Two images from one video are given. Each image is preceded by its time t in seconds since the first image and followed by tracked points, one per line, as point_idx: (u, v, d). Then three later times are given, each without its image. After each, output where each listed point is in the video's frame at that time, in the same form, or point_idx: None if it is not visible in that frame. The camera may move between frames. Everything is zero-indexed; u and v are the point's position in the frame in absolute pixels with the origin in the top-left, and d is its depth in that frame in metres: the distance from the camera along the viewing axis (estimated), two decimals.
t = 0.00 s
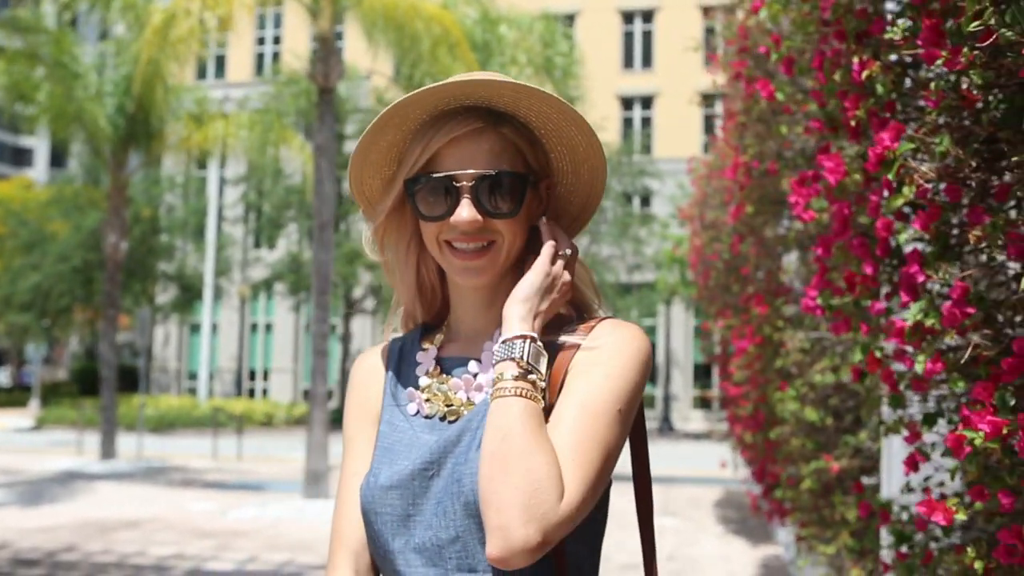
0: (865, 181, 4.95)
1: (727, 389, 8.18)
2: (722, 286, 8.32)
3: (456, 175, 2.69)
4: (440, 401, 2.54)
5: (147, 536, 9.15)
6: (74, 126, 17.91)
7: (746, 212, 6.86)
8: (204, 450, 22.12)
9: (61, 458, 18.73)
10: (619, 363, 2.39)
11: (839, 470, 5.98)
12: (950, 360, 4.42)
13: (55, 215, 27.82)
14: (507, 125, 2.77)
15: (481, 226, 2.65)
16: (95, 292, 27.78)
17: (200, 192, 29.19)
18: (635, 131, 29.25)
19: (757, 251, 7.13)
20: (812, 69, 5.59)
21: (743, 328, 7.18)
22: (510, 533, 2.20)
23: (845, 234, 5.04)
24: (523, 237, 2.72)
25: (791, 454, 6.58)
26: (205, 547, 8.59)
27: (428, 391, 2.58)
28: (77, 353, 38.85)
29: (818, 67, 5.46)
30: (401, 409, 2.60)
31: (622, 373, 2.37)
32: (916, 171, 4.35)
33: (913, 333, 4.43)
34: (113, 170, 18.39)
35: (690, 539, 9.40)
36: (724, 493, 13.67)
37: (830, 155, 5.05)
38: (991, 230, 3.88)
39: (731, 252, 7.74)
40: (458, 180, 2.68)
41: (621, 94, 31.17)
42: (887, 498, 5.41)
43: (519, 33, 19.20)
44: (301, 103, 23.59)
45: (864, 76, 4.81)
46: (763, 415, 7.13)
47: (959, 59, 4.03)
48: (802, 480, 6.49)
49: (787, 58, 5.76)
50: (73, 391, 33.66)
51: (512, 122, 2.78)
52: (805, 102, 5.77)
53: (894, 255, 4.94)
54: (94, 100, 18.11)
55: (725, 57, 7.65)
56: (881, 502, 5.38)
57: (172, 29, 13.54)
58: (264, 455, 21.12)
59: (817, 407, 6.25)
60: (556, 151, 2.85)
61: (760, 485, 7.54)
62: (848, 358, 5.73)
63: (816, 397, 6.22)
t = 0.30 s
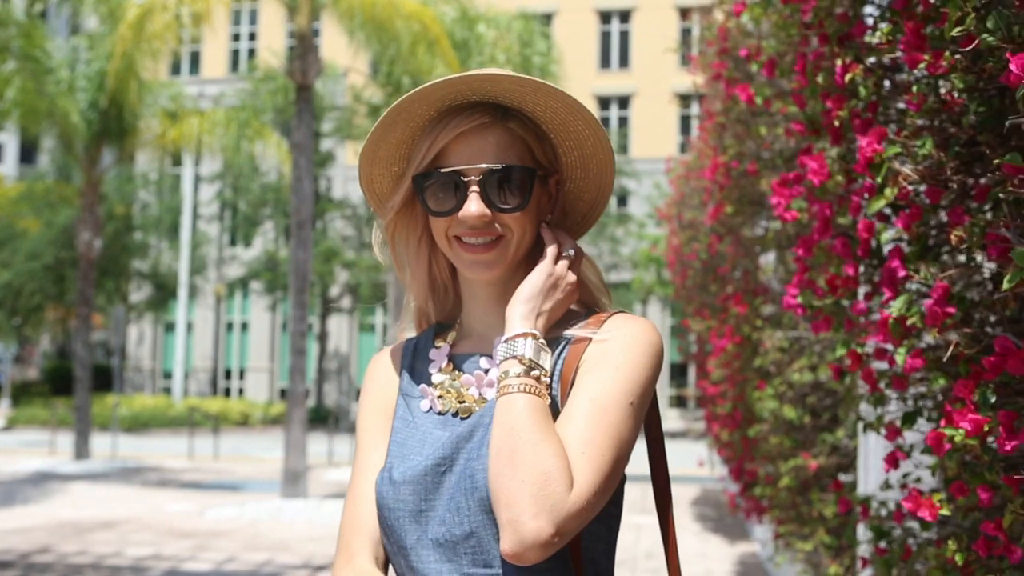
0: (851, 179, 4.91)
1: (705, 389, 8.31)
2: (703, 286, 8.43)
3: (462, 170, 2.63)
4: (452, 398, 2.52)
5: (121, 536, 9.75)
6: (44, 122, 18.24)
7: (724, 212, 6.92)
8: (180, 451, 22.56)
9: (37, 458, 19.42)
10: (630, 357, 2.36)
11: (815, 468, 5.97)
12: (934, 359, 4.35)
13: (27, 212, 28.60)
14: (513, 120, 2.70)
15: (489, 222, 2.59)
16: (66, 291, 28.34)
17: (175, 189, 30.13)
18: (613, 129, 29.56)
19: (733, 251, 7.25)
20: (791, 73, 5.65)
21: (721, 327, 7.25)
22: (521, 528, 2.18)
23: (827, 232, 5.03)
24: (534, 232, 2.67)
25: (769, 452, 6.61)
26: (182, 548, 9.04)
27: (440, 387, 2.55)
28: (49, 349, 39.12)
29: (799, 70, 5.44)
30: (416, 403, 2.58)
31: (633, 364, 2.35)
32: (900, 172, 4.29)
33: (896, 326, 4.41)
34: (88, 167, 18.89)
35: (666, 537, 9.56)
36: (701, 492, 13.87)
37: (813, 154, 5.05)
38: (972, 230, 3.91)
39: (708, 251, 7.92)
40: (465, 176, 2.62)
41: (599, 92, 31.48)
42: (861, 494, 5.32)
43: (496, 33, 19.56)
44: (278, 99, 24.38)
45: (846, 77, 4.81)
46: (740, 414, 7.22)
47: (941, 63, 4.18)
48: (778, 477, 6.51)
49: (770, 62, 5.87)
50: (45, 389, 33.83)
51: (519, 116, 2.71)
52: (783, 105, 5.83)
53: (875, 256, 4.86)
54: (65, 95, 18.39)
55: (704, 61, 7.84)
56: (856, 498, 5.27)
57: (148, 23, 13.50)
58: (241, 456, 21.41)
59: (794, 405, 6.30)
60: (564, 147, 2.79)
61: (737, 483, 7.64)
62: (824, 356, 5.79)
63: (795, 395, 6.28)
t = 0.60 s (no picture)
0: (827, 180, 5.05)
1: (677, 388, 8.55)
2: (675, 286, 8.65)
3: (479, 166, 2.60)
4: (476, 393, 2.50)
5: (91, 537, 10.38)
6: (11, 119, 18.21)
7: (697, 213, 7.10)
8: (148, 451, 22.72)
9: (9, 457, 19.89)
10: (652, 352, 2.38)
11: (789, 466, 6.11)
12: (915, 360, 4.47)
13: None
14: (529, 116, 2.69)
15: (507, 216, 2.57)
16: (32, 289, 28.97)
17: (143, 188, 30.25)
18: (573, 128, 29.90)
19: (704, 251, 7.46)
20: (768, 75, 5.83)
21: (693, 328, 7.44)
22: (562, 524, 2.15)
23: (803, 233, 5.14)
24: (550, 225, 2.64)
25: (741, 450, 6.77)
26: (154, 548, 9.66)
27: (463, 383, 2.54)
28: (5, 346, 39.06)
29: (774, 74, 5.67)
30: (440, 398, 2.56)
31: (658, 362, 2.36)
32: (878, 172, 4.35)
33: (874, 327, 4.45)
34: (54, 165, 18.81)
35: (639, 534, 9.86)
36: (671, 490, 14.24)
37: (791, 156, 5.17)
38: (946, 230, 3.91)
39: (679, 252, 8.18)
40: (481, 170, 2.59)
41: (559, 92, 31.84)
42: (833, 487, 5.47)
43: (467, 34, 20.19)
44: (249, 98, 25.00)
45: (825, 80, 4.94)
46: (711, 412, 7.41)
47: (917, 68, 4.21)
48: (750, 475, 6.66)
49: (745, 66, 6.08)
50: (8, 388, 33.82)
51: (533, 113, 2.70)
52: (756, 109, 6.04)
53: (850, 256, 4.96)
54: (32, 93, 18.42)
55: (680, 68, 8.11)
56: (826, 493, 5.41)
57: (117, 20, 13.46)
58: (212, 455, 21.67)
59: (767, 403, 6.44)
60: (579, 143, 2.78)
61: (709, 480, 7.86)
62: (797, 355, 5.95)
63: (766, 393, 6.43)
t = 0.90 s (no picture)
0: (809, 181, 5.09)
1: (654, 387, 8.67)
2: (651, 285, 8.76)
3: (489, 158, 2.63)
4: (498, 392, 2.54)
5: (71, 536, 10.39)
6: None
7: (674, 213, 7.20)
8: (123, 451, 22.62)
9: None
10: (675, 357, 2.46)
11: (766, 464, 6.21)
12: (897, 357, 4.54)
13: None
14: (542, 108, 2.71)
15: (517, 209, 2.59)
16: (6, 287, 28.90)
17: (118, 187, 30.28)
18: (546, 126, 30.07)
19: (680, 251, 7.56)
20: (747, 75, 5.95)
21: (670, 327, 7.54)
22: (604, 537, 2.19)
23: (785, 232, 5.21)
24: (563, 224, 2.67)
25: (719, 449, 6.87)
26: (132, 547, 9.74)
27: (483, 381, 2.58)
28: None
29: (756, 74, 5.74)
30: (459, 397, 2.61)
31: (681, 366, 2.45)
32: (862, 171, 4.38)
33: (856, 324, 4.44)
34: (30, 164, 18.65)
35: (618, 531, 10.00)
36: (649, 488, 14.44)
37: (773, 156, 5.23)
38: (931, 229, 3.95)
39: (654, 252, 8.30)
40: (493, 162, 2.62)
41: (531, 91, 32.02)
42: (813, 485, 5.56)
43: (443, 33, 20.43)
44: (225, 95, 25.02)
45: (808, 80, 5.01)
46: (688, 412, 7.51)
47: (902, 68, 4.27)
48: (727, 474, 6.77)
49: (726, 65, 6.19)
50: None
51: (547, 106, 2.72)
52: (736, 110, 6.20)
53: (832, 254, 5.04)
54: (6, 90, 18.29)
55: (659, 71, 8.24)
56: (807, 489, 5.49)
57: (91, 16, 13.64)
58: (189, 455, 21.54)
59: (745, 403, 6.54)
60: (595, 139, 2.79)
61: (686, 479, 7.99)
62: (775, 354, 6.07)
63: (744, 391, 6.53)
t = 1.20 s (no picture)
0: (786, 181, 5.21)
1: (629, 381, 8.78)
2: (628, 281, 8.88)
3: (498, 154, 2.63)
4: (518, 393, 2.51)
5: (43, 536, 10.31)
6: None
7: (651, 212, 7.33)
8: (95, 450, 22.48)
9: None
10: (702, 363, 2.44)
11: (740, 460, 6.34)
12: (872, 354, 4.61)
13: None
14: (553, 104, 2.70)
15: (524, 205, 2.58)
16: None
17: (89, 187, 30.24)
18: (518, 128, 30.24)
19: (654, 250, 7.70)
20: (726, 76, 6.14)
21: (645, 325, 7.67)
22: (647, 556, 2.17)
23: (761, 233, 5.31)
24: (580, 225, 2.65)
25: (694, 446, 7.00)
26: (105, 547, 9.71)
27: (503, 382, 2.55)
28: None
29: (734, 76, 5.88)
30: (477, 396, 2.58)
31: (706, 377, 2.43)
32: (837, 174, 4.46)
33: (835, 323, 4.55)
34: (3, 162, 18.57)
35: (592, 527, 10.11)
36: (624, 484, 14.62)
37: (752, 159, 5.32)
38: (906, 229, 4.01)
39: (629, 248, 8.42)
40: (502, 159, 2.61)
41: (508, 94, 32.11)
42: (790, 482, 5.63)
43: (418, 34, 20.70)
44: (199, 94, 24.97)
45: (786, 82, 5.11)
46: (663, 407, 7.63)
47: (881, 73, 4.25)
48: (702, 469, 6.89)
49: (704, 66, 6.36)
50: None
51: (558, 102, 2.71)
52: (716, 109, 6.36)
53: (808, 256, 5.13)
54: None
55: (636, 71, 8.39)
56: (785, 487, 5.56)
57: (67, 13, 13.70)
58: (162, 454, 21.39)
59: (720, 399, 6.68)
60: (610, 136, 2.75)
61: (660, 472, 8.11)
62: (749, 352, 6.20)
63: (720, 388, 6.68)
